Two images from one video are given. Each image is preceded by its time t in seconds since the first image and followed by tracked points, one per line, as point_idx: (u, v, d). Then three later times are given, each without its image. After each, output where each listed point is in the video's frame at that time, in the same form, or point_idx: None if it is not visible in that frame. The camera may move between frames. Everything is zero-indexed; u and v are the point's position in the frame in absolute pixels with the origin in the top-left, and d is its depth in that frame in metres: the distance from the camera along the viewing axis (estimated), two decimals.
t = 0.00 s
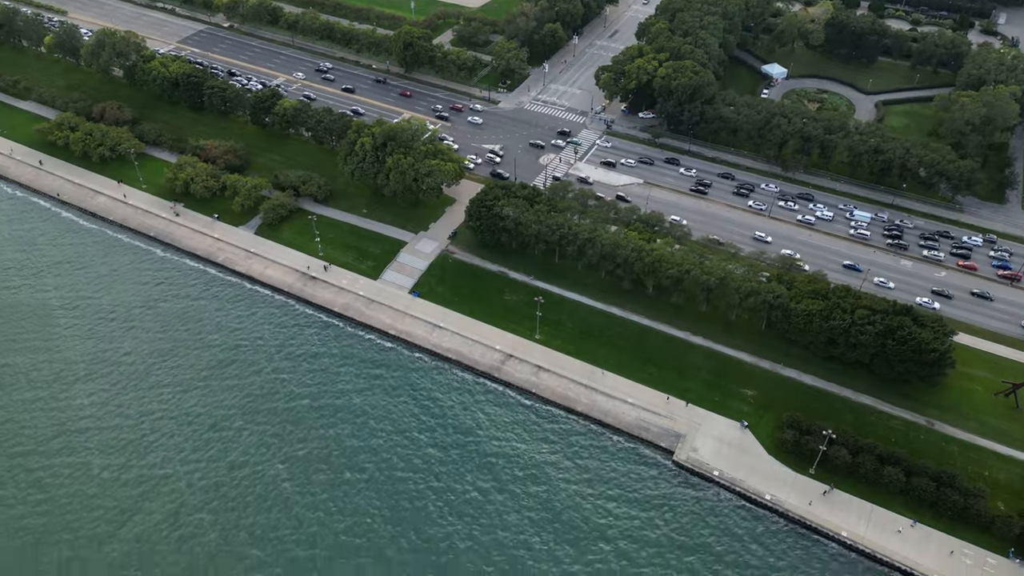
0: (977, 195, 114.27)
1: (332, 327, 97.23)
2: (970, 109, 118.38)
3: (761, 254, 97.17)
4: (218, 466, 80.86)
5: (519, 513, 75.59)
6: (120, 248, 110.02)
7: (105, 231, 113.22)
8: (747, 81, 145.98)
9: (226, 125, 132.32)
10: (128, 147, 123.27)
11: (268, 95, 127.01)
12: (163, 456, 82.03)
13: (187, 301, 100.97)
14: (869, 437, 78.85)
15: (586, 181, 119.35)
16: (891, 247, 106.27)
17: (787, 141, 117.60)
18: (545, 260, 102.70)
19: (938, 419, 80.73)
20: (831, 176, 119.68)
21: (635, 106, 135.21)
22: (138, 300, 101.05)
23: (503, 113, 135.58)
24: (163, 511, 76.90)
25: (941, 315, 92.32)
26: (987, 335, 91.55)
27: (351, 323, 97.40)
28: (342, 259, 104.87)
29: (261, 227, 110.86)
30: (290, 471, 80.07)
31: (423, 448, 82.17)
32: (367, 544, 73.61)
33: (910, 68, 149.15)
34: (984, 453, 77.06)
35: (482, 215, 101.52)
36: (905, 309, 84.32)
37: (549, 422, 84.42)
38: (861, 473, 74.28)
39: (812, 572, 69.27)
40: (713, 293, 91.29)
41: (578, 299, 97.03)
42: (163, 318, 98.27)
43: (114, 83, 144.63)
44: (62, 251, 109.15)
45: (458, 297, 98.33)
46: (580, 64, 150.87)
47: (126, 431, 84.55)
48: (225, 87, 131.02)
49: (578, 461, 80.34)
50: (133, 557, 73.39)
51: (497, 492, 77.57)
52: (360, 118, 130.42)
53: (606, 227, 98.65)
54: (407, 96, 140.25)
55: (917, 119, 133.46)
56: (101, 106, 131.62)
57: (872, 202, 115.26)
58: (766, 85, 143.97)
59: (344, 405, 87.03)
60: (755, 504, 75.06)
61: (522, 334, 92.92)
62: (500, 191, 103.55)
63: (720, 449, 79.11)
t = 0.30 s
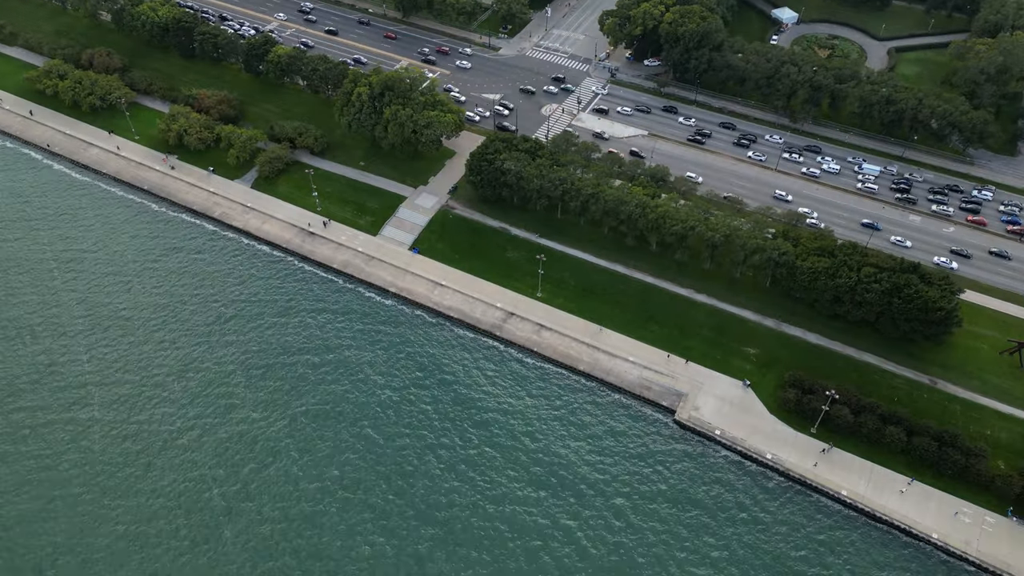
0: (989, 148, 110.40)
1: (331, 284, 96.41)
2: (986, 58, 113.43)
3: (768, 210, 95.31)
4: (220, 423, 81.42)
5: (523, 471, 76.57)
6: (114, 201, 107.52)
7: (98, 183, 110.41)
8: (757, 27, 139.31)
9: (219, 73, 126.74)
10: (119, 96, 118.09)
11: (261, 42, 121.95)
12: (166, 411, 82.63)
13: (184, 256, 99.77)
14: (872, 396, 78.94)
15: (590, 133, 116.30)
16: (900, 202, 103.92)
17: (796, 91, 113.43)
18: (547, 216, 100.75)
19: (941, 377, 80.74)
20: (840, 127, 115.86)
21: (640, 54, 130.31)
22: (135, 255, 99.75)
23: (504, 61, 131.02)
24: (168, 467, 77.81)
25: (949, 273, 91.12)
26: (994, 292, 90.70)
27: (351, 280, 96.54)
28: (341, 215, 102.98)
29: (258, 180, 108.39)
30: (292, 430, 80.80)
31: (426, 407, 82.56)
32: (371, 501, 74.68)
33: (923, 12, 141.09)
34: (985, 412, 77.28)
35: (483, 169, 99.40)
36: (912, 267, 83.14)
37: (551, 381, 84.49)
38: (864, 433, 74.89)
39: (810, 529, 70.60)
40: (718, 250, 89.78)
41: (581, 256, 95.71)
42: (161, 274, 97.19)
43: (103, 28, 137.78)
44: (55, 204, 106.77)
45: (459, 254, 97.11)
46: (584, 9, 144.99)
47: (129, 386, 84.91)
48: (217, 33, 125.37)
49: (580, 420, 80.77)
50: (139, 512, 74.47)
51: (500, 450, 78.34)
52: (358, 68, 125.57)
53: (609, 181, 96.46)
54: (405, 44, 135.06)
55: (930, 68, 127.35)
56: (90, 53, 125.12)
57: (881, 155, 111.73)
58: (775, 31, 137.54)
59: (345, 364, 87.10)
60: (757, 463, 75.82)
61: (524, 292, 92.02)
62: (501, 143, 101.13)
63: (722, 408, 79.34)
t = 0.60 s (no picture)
0: (998, 145, 108.65)
1: (331, 285, 95.23)
2: (993, 54, 111.16)
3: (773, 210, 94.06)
4: (218, 426, 80.47)
5: (525, 475, 75.76)
6: (109, 199, 106.04)
7: (93, 181, 108.86)
8: (761, 22, 136.79)
9: (216, 68, 124.61)
10: (115, 91, 115.94)
11: (259, 36, 119.98)
12: (163, 415, 81.60)
13: (181, 256, 98.48)
14: (879, 401, 78.08)
15: (592, 130, 114.70)
16: (906, 201, 102.50)
17: (801, 87, 111.61)
18: (549, 215, 99.35)
19: (948, 381, 79.92)
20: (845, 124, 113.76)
21: (642, 49, 127.98)
22: (131, 254, 98.49)
23: (505, 55, 129.07)
24: (164, 471, 76.95)
25: (956, 275, 89.85)
26: (1002, 294, 89.56)
27: (350, 281, 95.34)
28: (340, 214, 101.63)
29: (256, 178, 106.88)
30: (291, 434, 79.89)
31: (427, 411, 81.67)
32: (371, 506, 73.88)
33: (930, 5, 137.97)
34: (993, 418, 76.51)
35: (483, 168, 97.96)
36: (920, 269, 81.90)
37: (554, 385, 83.50)
38: (870, 439, 74.22)
39: (815, 536, 69.94)
40: (723, 251, 88.56)
41: (583, 257, 94.50)
42: (158, 274, 95.97)
43: (98, 22, 135.65)
44: (49, 202, 105.30)
45: (459, 255, 95.90)
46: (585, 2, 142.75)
47: (126, 390, 83.89)
48: (214, 27, 123.13)
49: (582, 425, 79.84)
50: (135, 517, 73.65)
51: (501, 455, 77.46)
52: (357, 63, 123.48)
53: (612, 180, 95.07)
54: (405, 38, 132.93)
55: (936, 62, 125.34)
56: (85, 48, 123.23)
57: (887, 152, 109.92)
58: (780, 24, 135.13)
59: (344, 366, 86.08)
60: (761, 469, 75.08)
61: (525, 293, 90.96)
62: (502, 141, 99.70)
63: (727, 412, 78.48)
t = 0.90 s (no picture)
0: (1005, 153, 107.34)
1: (330, 295, 94.06)
2: (1000, 61, 109.68)
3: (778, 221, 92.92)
4: (215, 440, 79.20)
5: (526, 490, 74.47)
6: (105, 208, 104.78)
7: (90, 189, 107.66)
8: (764, 27, 135.46)
9: (214, 74, 123.35)
10: (111, 98, 114.64)
11: (258, 42, 118.76)
12: (159, 429, 80.34)
13: (179, 265, 97.24)
14: (887, 415, 76.91)
15: (594, 137, 113.48)
16: (912, 209, 101.25)
17: (806, 94, 110.43)
18: (551, 224, 98.19)
19: (957, 395, 78.73)
20: (850, 131, 112.34)
21: (644, 54, 126.77)
22: (127, 263, 97.25)
23: (506, 61, 127.96)
24: (159, 487, 75.63)
25: (964, 286, 88.56)
26: (1011, 305, 88.27)
27: (350, 291, 94.16)
28: (340, 223, 100.42)
29: (255, 186, 105.73)
30: (288, 448, 78.59)
31: (427, 424, 80.43)
32: (369, 522, 72.53)
33: (936, 10, 136.67)
34: (1002, 433, 75.31)
35: (484, 177, 96.80)
36: (928, 281, 80.68)
37: (556, 398, 82.28)
38: (878, 454, 73.04)
39: (821, 554, 68.71)
40: (727, 261, 87.34)
41: (585, 267, 93.30)
42: (154, 283, 94.75)
43: (95, 26, 134.42)
44: (44, 209, 104.09)
45: (460, 264, 94.75)
46: (587, 7, 141.61)
47: (121, 403, 82.67)
48: (212, 33, 121.81)
49: (585, 439, 78.63)
50: (130, 533, 72.38)
51: (502, 470, 76.21)
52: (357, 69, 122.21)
53: (615, 189, 93.86)
54: (405, 43, 131.73)
55: (941, 68, 124.12)
56: (82, 53, 122.11)
57: (893, 160, 108.63)
58: (784, 29, 133.88)
59: (343, 378, 84.86)
60: (767, 485, 73.83)
61: (527, 304, 89.80)
62: (504, 149, 98.56)
63: (732, 427, 77.29)
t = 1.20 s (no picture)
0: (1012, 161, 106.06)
1: (329, 306, 92.86)
2: (1007, 68, 108.51)
3: (783, 231, 91.81)
4: (212, 455, 77.98)
5: (528, 505, 73.24)
6: (102, 217, 103.62)
7: (86, 197, 106.45)
8: (767, 33, 134.32)
9: (213, 81, 122.22)
10: (108, 105, 113.51)
11: (257, 48, 117.68)
12: (156, 443, 79.11)
13: (176, 275, 96.08)
14: (894, 430, 75.80)
15: (596, 145, 112.35)
16: (918, 218, 100.01)
17: (810, 101, 109.42)
18: (553, 234, 97.10)
19: (965, 409, 77.73)
20: (855, 138, 111.14)
21: (647, 59, 125.78)
22: (124, 273, 96.04)
23: (507, 67, 126.88)
24: (155, 503, 74.34)
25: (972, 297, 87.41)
26: (1019, 316, 87.03)
27: (349, 302, 93.01)
28: (340, 232, 99.28)
29: (253, 195, 104.57)
30: (286, 463, 77.30)
31: (427, 438, 79.21)
32: (368, 538, 71.23)
33: (940, 16, 135.53)
34: (1012, 449, 74.19)
35: (486, 186, 95.69)
36: (935, 293, 79.54)
37: (558, 411, 81.06)
38: (886, 471, 71.85)
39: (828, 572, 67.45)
40: (732, 273, 86.16)
41: (588, 278, 92.23)
42: (151, 293, 93.55)
43: (92, 31, 133.24)
44: (40, 217, 102.94)
45: (462, 274, 93.70)
46: (589, 11, 140.54)
47: (117, 416, 81.47)
48: (210, 39, 120.73)
49: (588, 453, 77.45)
50: (124, 550, 71.12)
51: (503, 485, 74.99)
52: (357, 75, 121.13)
53: (617, 199, 92.77)
54: (405, 49, 130.64)
55: (947, 75, 122.95)
56: (79, 60, 121.00)
57: (898, 168, 107.45)
58: (787, 35, 132.73)
59: (343, 391, 83.71)
60: (774, 502, 72.63)
61: (528, 314, 88.79)
62: (505, 158, 97.40)
63: (738, 442, 76.13)
